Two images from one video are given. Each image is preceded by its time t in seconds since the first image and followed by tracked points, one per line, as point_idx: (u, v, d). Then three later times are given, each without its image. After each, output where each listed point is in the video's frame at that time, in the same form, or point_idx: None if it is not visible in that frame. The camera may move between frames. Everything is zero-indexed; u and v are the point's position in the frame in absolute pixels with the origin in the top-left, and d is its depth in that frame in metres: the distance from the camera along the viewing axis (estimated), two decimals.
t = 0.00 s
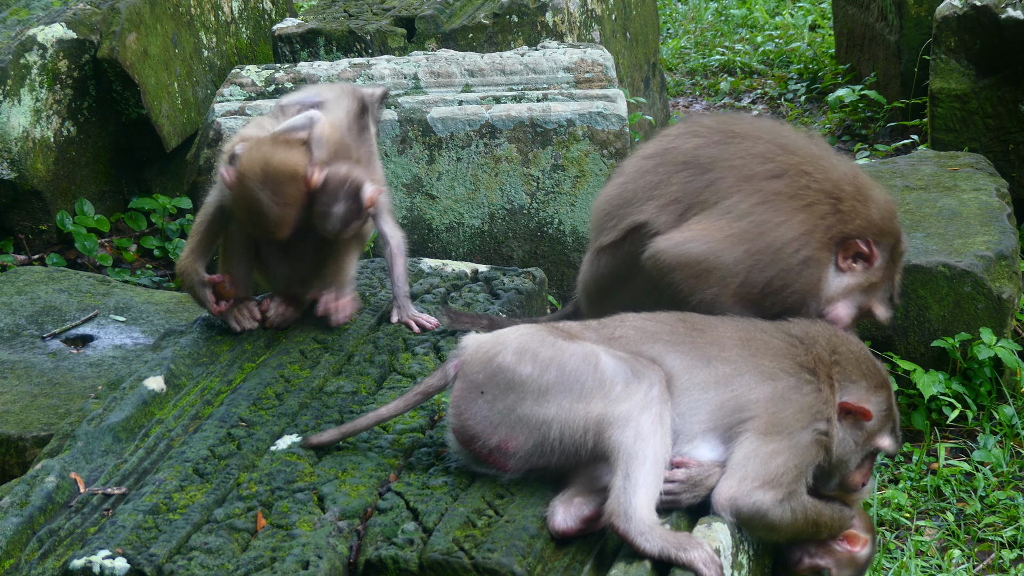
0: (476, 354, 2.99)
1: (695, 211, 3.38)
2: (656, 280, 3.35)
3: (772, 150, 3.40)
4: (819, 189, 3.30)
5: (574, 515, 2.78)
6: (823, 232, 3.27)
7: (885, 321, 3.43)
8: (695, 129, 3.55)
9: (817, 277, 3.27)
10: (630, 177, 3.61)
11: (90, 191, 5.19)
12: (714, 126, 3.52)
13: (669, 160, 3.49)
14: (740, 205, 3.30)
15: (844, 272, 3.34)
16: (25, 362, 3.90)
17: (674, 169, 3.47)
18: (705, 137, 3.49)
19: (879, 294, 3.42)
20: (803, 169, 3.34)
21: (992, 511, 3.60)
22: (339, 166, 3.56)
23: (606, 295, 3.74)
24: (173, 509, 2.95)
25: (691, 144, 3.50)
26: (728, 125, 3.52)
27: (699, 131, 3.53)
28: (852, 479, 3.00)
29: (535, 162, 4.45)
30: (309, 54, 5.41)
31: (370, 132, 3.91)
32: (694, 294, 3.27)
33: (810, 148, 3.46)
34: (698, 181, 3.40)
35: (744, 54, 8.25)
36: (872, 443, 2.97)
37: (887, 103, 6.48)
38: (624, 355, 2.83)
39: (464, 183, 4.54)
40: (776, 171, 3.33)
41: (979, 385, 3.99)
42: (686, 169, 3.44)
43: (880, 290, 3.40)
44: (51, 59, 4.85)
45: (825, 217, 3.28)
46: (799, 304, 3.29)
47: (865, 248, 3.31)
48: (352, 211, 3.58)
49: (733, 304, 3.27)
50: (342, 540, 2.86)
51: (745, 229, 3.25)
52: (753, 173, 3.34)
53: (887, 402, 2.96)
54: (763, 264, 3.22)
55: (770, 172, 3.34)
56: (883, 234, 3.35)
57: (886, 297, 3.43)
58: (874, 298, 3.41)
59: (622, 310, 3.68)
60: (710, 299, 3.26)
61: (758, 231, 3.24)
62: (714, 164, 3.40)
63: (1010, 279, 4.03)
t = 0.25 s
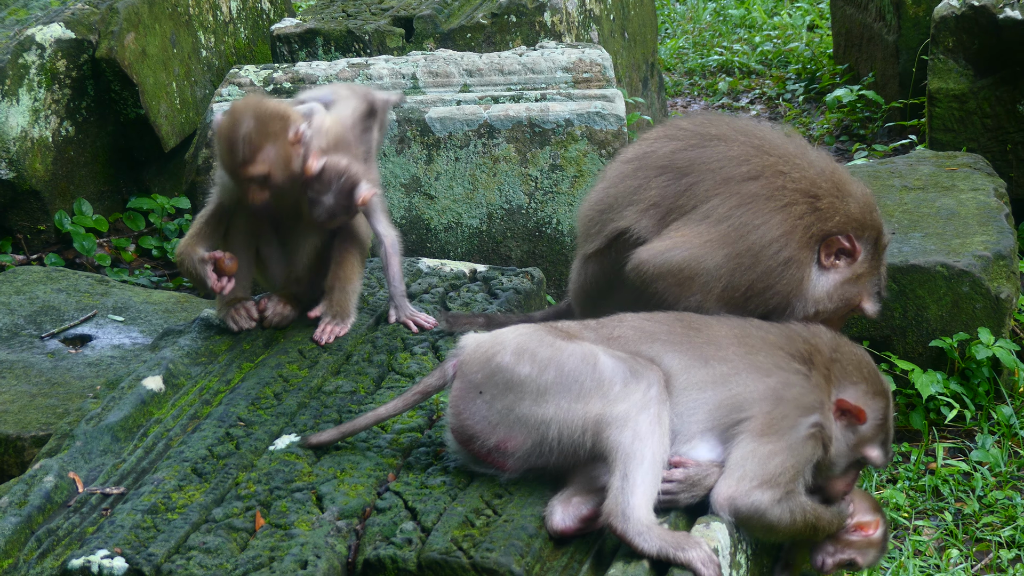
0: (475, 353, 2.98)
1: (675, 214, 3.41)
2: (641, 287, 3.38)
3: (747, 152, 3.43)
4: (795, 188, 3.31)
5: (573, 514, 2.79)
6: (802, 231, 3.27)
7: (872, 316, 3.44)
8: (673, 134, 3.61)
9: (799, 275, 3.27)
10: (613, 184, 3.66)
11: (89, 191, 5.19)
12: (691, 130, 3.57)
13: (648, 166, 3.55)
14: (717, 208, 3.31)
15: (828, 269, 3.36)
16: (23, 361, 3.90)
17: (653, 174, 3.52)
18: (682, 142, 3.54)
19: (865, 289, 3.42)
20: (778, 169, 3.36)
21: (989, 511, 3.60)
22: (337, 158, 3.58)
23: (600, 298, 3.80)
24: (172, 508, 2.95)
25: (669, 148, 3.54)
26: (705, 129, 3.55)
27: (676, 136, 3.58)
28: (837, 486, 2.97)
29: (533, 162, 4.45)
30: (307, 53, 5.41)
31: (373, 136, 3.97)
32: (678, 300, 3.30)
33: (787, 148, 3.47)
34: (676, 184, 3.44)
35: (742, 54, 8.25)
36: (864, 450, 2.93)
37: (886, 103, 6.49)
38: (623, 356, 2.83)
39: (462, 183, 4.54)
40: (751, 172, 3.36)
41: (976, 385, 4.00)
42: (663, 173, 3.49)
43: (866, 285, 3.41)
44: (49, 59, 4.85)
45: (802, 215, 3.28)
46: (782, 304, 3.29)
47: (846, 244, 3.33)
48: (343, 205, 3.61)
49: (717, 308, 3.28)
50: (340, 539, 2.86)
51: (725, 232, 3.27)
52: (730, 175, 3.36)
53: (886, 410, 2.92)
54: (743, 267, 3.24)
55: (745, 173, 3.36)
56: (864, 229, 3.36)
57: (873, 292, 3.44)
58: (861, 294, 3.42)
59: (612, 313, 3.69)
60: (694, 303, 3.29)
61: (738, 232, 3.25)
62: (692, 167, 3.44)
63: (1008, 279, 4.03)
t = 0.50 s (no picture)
0: (470, 354, 2.98)
1: (672, 215, 3.42)
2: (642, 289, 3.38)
3: (742, 152, 3.44)
4: (791, 188, 3.32)
5: (568, 514, 2.79)
6: (800, 232, 3.28)
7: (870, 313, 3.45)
8: (667, 134, 3.62)
9: (799, 276, 3.28)
10: (607, 184, 3.67)
11: (84, 192, 5.19)
12: (685, 130, 3.58)
13: (642, 166, 3.55)
14: (715, 209, 3.32)
15: (826, 269, 3.39)
16: (19, 363, 3.90)
17: (647, 175, 3.52)
18: (677, 142, 3.55)
19: (863, 288, 3.44)
20: (774, 170, 3.37)
21: (985, 510, 3.60)
22: (344, 151, 3.55)
23: (592, 299, 3.83)
24: (168, 509, 2.95)
25: (663, 149, 3.55)
26: (698, 129, 3.56)
27: (670, 137, 3.60)
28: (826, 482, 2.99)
29: (529, 163, 4.45)
30: (302, 54, 5.41)
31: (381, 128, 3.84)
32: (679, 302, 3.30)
33: (782, 147, 3.49)
34: (672, 185, 3.45)
35: (738, 54, 8.25)
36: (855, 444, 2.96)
37: (881, 103, 6.49)
38: (616, 356, 2.83)
39: (458, 183, 4.54)
40: (747, 173, 3.36)
41: (972, 384, 4.00)
42: (658, 174, 3.50)
43: (863, 284, 3.43)
44: (44, 61, 4.84)
45: (800, 216, 3.29)
46: (782, 305, 3.30)
47: (844, 244, 3.37)
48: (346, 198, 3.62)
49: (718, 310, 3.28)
50: (336, 540, 2.86)
51: (723, 234, 3.28)
52: (725, 176, 3.37)
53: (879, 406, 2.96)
54: (743, 269, 3.24)
55: (740, 173, 3.36)
56: (861, 228, 3.37)
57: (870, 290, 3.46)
58: (858, 293, 3.45)
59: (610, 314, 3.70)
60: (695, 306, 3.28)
61: (737, 233, 3.26)
62: (687, 168, 3.44)
63: (1004, 279, 4.03)
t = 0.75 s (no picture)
0: (465, 354, 2.98)
1: (664, 211, 3.44)
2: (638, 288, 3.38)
3: (730, 145, 3.46)
4: (779, 176, 3.32)
5: (562, 514, 2.79)
6: (793, 220, 3.27)
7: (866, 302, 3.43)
8: (660, 132, 3.65)
9: (793, 266, 3.26)
10: (601, 182, 3.71)
11: (79, 192, 5.19)
12: (675, 126, 3.62)
13: (633, 164, 3.59)
14: (705, 204, 3.34)
15: (825, 258, 3.36)
16: (13, 362, 3.89)
17: (639, 173, 3.56)
18: (667, 139, 3.58)
19: (861, 276, 3.42)
20: (760, 160, 3.38)
21: (979, 511, 3.60)
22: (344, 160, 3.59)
23: (587, 298, 3.84)
24: (162, 509, 2.95)
25: (653, 146, 3.60)
26: (688, 126, 3.60)
27: (660, 134, 3.64)
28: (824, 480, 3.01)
29: (524, 163, 4.45)
30: (297, 55, 5.40)
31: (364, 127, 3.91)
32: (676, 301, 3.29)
33: (771, 139, 3.49)
34: (663, 181, 3.48)
35: (733, 55, 8.25)
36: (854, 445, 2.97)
37: (876, 104, 6.50)
38: (612, 357, 2.83)
39: (453, 183, 4.54)
40: (733, 164, 3.38)
41: (966, 385, 4.00)
42: (649, 170, 3.53)
43: (861, 273, 3.40)
44: (39, 61, 4.85)
45: (789, 204, 3.28)
46: (777, 296, 3.28)
47: (844, 234, 3.33)
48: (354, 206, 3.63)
49: (715, 305, 3.28)
50: (330, 540, 2.86)
51: (714, 228, 3.28)
52: (714, 168, 3.39)
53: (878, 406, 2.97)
54: (736, 261, 3.23)
55: (727, 166, 3.38)
56: (857, 216, 3.34)
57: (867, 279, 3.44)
58: (857, 282, 3.42)
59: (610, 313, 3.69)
60: (691, 302, 3.28)
61: (728, 225, 3.26)
62: (677, 164, 3.47)
63: (998, 280, 4.03)
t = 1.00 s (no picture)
0: (459, 357, 2.97)
1: (657, 210, 3.43)
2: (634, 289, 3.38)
3: (721, 142, 3.45)
4: (769, 172, 3.32)
5: (557, 516, 2.79)
6: (785, 216, 3.27)
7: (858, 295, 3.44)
8: (652, 131, 3.64)
9: (785, 262, 3.27)
10: (593, 182, 3.70)
11: (74, 192, 5.18)
12: (668, 125, 3.61)
13: (626, 162, 3.58)
14: (698, 202, 3.33)
15: (820, 253, 3.36)
16: (7, 362, 3.89)
17: (632, 171, 3.54)
18: (659, 137, 3.57)
19: (853, 271, 3.43)
20: (751, 157, 3.38)
21: (973, 513, 3.61)
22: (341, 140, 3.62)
23: (582, 299, 3.84)
24: (156, 509, 2.95)
25: (646, 144, 3.58)
26: (680, 124, 3.59)
27: (653, 132, 3.63)
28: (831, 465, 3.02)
29: (518, 164, 4.46)
30: (292, 55, 5.39)
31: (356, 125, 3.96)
32: (672, 301, 3.30)
33: (762, 136, 3.49)
34: (656, 180, 3.47)
35: (727, 56, 8.25)
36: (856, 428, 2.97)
37: (871, 106, 6.50)
38: (607, 360, 2.82)
39: (448, 184, 4.54)
40: (724, 161, 3.37)
41: (961, 387, 4.00)
42: (642, 169, 3.52)
43: (854, 267, 3.41)
44: (34, 60, 4.84)
45: (780, 200, 3.28)
46: (770, 293, 3.29)
47: (837, 228, 3.34)
48: (354, 185, 3.59)
49: (710, 304, 3.28)
50: (324, 540, 2.86)
51: (707, 226, 3.29)
52: (706, 166, 3.38)
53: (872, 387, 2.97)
54: (729, 259, 3.24)
55: (718, 163, 3.38)
56: (849, 211, 3.35)
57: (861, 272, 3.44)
58: (850, 276, 3.43)
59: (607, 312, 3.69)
60: (687, 302, 3.28)
61: (720, 223, 3.27)
62: (670, 162, 3.46)
63: (993, 282, 4.03)
